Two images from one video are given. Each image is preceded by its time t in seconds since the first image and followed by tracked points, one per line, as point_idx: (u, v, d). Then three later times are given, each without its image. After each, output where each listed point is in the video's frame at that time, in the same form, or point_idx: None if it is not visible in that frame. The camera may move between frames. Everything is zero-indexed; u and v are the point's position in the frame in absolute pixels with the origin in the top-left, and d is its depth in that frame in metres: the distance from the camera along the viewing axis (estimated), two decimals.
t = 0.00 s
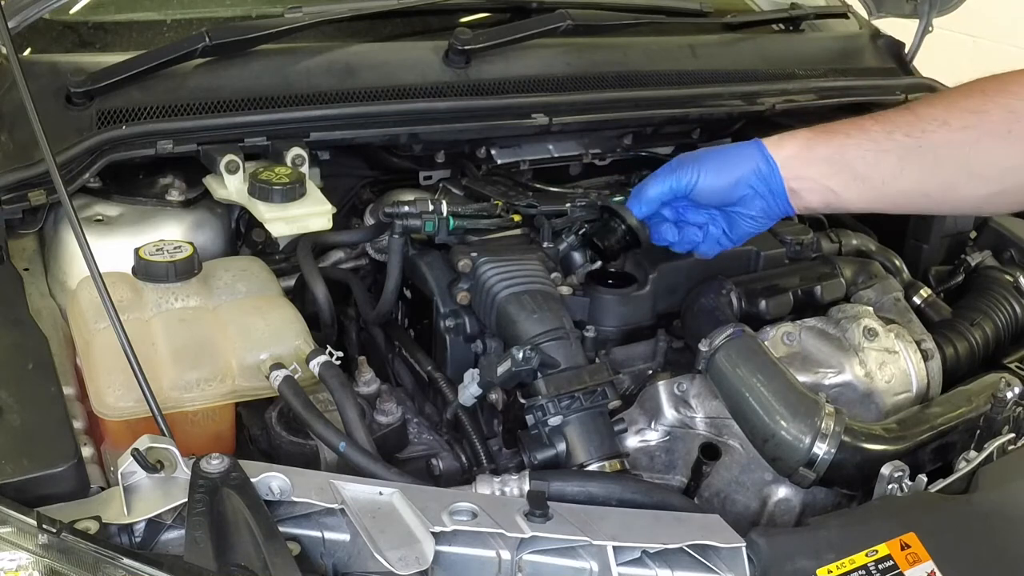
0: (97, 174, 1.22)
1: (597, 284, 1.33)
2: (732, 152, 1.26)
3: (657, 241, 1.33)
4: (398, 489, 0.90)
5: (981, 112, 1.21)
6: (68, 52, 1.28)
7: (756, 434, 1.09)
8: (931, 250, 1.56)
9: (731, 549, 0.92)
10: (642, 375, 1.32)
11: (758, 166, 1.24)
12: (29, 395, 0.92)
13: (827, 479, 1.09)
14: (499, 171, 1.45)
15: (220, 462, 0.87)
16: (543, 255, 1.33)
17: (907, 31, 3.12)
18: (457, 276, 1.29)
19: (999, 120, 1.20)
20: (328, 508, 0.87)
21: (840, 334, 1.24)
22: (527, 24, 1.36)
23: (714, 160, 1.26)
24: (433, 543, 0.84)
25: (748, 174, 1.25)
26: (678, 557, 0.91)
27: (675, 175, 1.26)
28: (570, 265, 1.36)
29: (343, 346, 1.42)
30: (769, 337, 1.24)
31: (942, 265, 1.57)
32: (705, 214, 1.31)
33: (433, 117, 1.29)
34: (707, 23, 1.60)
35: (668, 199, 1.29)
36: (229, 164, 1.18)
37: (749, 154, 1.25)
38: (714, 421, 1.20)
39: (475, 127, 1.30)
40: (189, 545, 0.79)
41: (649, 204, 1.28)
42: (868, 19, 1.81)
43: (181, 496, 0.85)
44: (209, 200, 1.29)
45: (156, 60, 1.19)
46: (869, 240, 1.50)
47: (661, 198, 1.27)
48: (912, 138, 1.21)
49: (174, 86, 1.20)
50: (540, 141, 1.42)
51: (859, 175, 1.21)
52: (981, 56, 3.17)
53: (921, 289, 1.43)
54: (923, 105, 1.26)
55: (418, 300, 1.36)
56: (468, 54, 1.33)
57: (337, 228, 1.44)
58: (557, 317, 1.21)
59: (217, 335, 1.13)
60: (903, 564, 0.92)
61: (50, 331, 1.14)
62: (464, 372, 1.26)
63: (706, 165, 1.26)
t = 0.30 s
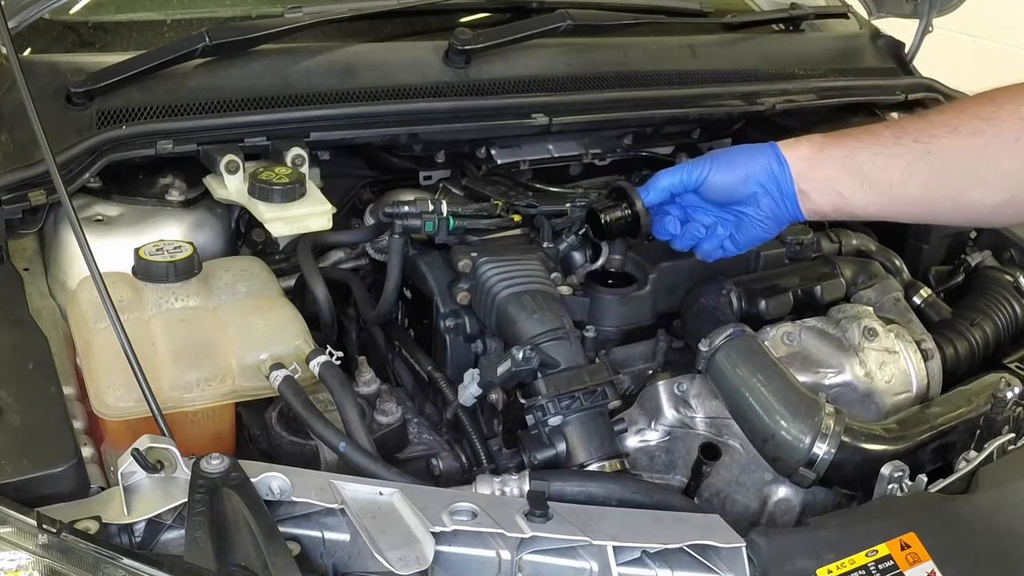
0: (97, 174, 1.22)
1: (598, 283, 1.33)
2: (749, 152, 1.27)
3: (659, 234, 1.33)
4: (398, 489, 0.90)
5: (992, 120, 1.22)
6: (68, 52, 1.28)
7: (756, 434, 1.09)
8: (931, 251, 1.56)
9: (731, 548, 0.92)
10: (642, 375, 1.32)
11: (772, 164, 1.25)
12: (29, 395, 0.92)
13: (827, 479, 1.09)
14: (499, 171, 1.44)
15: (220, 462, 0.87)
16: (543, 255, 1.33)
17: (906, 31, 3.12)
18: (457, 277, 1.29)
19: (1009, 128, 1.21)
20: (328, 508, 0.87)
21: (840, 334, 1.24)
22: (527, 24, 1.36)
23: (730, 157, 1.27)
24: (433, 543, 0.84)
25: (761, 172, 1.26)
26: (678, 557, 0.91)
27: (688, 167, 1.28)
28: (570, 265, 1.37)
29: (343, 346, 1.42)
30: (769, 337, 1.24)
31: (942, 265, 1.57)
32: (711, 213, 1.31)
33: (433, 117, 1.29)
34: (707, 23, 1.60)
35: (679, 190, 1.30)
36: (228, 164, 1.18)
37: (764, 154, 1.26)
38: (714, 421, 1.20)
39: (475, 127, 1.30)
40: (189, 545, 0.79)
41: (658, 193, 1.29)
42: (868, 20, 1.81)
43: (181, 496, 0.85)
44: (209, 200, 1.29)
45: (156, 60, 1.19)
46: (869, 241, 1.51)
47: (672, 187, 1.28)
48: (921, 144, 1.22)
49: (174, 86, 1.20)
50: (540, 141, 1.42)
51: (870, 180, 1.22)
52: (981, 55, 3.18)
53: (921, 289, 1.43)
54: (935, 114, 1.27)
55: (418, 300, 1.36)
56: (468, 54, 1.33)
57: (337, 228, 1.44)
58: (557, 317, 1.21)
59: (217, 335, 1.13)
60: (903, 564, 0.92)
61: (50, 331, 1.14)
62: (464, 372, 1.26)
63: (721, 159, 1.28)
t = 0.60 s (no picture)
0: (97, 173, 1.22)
1: (597, 283, 1.33)
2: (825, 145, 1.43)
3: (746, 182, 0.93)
4: (398, 489, 0.90)
5: None
6: (68, 52, 1.28)
7: (756, 434, 1.09)
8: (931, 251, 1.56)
9: (731, 548, 0.92)
10: (642, 375, 1.32)
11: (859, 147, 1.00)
12: (30, 395, 0.92)
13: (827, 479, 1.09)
14: (499, 171, 1.45)
15: (220, 462, 0.87)
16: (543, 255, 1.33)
17: (906, 32, 3.13)
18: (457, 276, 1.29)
19: None
20: (328, 508, 0.87)
21: (840, 334, 1.24)
22: (527, 24, 1.36)
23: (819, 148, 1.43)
24: (433, 543, 0.84)
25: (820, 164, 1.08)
26: (678, 557, 0.91)
27: (771, 143, 1.43)
28: (570, 265, 1.37)
29: (343, 346, 1.42)
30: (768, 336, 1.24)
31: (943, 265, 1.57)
32: (779, 194, 1.40)
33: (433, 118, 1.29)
34: (707, 23, 1.60)
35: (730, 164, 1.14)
36: (229, 164, 1.18)
37: (850, 153, 1.43)
38: (715, 421, 1.20)
39: (474, 127, 1.30)
40: (189, 545, 0.79)
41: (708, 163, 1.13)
42: (868, 20, 1.81)
43: (181, 496, 0.85)
44: (209, 200, 1.29)
45: (156, 60, 1.19)
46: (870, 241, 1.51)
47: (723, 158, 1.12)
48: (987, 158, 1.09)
49: (175, 86, 1.20)
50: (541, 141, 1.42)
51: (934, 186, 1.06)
52: (981, 56, 3.18)
53: (921, 289, 1.43)
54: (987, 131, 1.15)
55: (418, 300, 1.36)
56: (468, 54, 1.33)
57: (336, 228, 1.44)
58: (557, 317, 1.21)
59: (217, 335, 1.13)
60: (903, 564, 0.92)
61: (50, 330, 1.14)
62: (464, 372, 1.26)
63: (800, 146, 1.43)
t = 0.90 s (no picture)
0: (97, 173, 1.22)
1: (597, 284, 1.33)
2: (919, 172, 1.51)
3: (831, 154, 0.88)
4: (398, 489, 0.90)
5: None
6: (68, 52, 1.28)
7: (756, 433, 1.09)
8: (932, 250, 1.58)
9: (731, 548, 0.92)
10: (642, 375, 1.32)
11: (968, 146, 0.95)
12: (30, 395, 0.92)
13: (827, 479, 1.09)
14: (499, 171, 1.46)
15: (221, 462, 0.87)
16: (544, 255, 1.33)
17: (906, 31, 3.13)
18: (457, 276, 1.29)
19: None
20: (328, 508, 0.87)
21: (840, 334, 1.24)
22: (527, 24, 1.36)
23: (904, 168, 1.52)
24: (433, 543, 0.84)
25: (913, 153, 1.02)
26: (678, 557, 0.91)
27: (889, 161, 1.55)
28: (570, 265, 1.36)
29: (344, 346, 1.42)
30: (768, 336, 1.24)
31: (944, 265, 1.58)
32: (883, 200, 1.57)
33: (433, 118, 1.29)
34: (707, 23, 1.60)
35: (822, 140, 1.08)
36: (228, 164, 1.18)
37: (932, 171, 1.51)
38: (714, 421, 1.20)
39: (474, 127, 1.30)
40: (189, 545, 0.79)
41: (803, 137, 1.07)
42: (868, 20, 1.81)
43: (181, 496, 0.85)
44: (209, 200, 1.29)
45: (156, 60, 1.19)
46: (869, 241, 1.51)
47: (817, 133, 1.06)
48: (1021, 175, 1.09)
49: (175, 86, 1.20)
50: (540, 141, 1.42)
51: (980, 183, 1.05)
52: (981, 56, 3.18)
53: (921, 289, 1.43)
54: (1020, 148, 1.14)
55: (418, 300, 1.36)
56: (468, 54, 1.33)
57: (336, 228, 1.44)
58: (557, 317, 1.21)
59: (217, 336, 1.13)
60: (903, 564, 0.92)
61: (50, 331, 1.14)
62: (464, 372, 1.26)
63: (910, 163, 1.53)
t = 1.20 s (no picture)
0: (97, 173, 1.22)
1: (598, 284, 1.33)
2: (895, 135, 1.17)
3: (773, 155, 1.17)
4: (398, 489, 0.90)
5: None
6: (68, 52, 1.28)
7: (756, 433, 1.10)
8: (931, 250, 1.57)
9: (731, 548, 0.91)
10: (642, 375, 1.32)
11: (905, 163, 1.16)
12: (30, 395, 0.92)
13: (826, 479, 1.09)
14: (499, 171, 1.44)
15: (221, 462, 0.87)
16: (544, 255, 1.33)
17: (907, 31, 3.13)
18: (457, 276, 1.29)
19: None
20: (328, 508, 0.87)
21: (840, 334, 1.24)
22: (527, 24, 1.36)
23: (881, 131, 1.16)
24: (433, 543, 0.84)
25: (894, 155, 1.15)
26: (678, 557, 0.91)
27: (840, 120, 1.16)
28: (570, 265, 1.36)
29: (344, 346, 1.42)
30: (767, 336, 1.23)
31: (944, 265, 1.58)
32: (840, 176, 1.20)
33: (433, 117, 1.29)
34: (707, 22, 1.60)
35: (822, 134, 1.17)
36: (228, 164, 1.18)
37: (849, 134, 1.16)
38: (714, 421, 1.20)
39: (474, 127, 1.30)
40: (189, 545, 0.79)
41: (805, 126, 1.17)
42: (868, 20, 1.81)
43: (181, 496, 0.85)
44: (209, 200, 1.29)
45: (156, 60, 1.19)
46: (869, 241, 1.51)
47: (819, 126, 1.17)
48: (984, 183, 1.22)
49: (175, 86, 1.20)
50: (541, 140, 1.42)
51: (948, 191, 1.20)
52: (981, 55, 3.18)
53: (921, 289, 1.43)
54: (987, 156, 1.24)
55: (418, 300, 1.36)
56: (468, 54, 1.33)
57: (336, 228, 1.44)
58: (557, 317, 1.21)
59: (217, 336, 1.13)
60: (903, 564, 0.92)
61: (50, 330, 1.14)
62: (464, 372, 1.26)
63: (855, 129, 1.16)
